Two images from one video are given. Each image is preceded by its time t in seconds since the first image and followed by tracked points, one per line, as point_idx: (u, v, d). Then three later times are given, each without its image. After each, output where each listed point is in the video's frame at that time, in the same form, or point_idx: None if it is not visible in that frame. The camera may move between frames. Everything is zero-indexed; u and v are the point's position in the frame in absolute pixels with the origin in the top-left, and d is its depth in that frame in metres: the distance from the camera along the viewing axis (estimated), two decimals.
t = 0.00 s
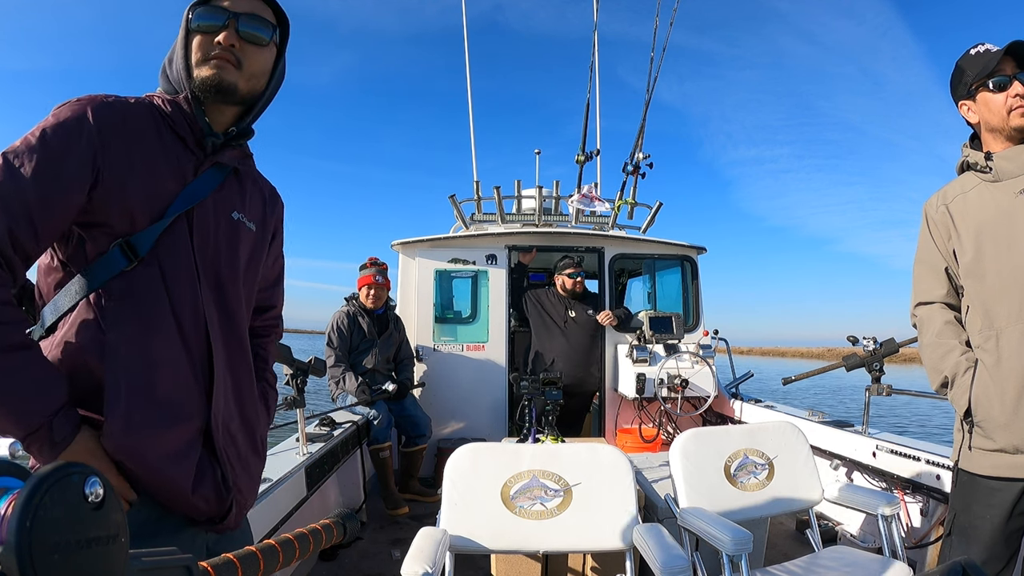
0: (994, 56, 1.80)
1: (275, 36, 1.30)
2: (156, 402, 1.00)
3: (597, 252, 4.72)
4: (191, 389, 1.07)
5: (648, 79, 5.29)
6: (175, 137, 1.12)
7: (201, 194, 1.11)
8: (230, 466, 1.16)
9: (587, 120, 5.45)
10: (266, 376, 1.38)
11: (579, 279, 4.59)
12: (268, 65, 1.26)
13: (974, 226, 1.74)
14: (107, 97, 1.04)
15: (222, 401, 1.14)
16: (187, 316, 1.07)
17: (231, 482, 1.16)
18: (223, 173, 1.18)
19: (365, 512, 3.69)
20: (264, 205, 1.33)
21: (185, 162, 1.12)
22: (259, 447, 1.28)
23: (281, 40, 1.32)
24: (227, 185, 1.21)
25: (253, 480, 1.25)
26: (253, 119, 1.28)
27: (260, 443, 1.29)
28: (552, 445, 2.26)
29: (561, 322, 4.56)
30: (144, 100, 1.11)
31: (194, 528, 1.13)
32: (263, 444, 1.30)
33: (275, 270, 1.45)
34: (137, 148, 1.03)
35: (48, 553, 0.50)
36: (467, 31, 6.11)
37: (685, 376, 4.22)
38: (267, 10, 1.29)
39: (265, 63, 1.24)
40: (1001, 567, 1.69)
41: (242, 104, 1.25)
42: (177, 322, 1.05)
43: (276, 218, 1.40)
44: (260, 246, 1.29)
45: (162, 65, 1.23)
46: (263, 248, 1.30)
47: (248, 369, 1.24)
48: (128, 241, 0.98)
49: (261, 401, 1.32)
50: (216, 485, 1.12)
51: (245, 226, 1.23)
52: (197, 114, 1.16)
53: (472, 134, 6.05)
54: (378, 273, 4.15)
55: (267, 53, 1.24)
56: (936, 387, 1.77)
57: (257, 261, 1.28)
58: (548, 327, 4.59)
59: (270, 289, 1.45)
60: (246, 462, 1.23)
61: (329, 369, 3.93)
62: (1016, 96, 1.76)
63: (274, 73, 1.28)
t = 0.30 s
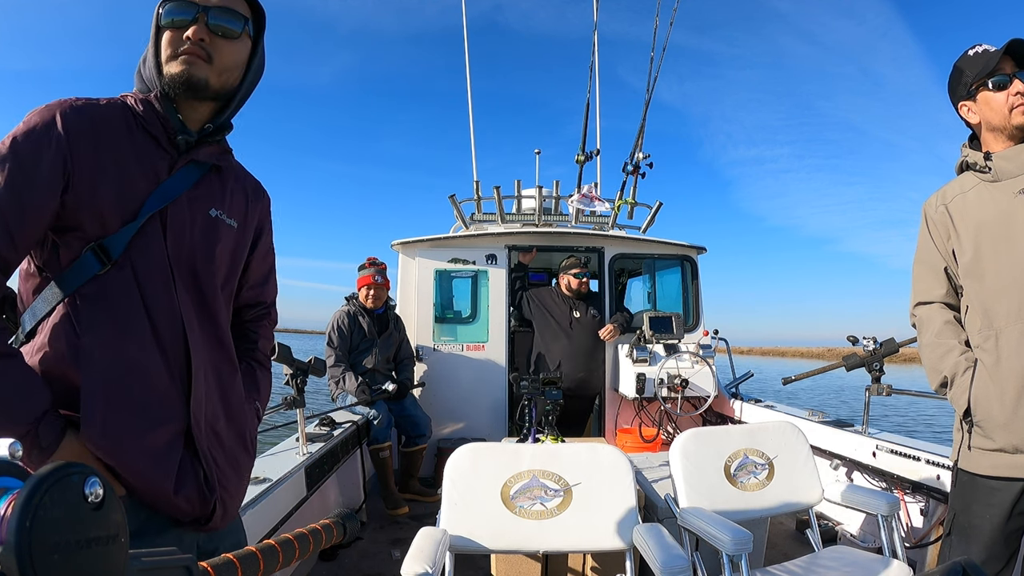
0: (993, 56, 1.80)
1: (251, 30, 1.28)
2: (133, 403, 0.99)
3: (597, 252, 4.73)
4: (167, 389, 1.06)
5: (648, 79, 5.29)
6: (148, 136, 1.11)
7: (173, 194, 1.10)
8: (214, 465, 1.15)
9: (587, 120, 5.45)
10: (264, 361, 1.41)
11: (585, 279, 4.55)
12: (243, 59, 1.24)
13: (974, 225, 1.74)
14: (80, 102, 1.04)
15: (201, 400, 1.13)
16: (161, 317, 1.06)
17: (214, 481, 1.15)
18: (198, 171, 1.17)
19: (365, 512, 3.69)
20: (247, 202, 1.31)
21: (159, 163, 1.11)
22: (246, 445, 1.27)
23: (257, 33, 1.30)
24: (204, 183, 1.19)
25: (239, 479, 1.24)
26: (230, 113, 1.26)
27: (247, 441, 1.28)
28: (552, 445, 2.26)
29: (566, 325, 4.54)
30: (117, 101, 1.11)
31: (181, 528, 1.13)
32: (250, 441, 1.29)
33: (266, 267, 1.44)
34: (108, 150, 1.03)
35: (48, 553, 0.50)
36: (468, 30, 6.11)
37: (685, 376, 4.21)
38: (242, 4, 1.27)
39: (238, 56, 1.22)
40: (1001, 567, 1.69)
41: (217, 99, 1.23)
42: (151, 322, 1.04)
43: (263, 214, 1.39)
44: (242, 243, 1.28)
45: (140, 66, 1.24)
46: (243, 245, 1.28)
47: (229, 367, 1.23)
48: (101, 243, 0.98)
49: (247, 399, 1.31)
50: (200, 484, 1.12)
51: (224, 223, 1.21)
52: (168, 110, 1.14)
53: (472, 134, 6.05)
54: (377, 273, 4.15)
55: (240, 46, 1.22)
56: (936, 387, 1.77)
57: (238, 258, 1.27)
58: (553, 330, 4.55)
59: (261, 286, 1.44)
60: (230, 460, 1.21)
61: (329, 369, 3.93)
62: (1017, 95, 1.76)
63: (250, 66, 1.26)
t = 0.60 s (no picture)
0: (991, 56, 1.80)
1: (228, 13, 1.16)
2: (99, 410, 0.92)
3: (598, 252, 4.72)
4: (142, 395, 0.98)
5: (647, 79, 5.30)
6: (120, 132, 1.02)
7: (144, 190, 1.00)
8: (199, 476, 1.04)
9: (587, 120, 5.45)
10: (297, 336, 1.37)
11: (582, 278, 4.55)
12: (217, 46, 1.12)
13: (973, 225, 1.74)
14: (48, 106, 0.98)
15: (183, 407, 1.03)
16: (134, 318, 0.97)
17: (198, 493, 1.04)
18: (176, 165, 1.06)
19: (365, 512, 3.69)
20: (238, 193, 1.17)
21: (131, 157, 1.01)
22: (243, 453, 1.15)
23: (235, 15, 1.18)
24: (185, 176, 1.08)
25: (233, 490, 1.12)
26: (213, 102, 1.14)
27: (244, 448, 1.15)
28: (553, 445, 2.26)
29: (565, 325, 4.54)
30: (87, 103, 1.03)
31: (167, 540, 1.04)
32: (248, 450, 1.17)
33: (276, 258, 1.33)
34: (74, 154, 0.95)
35: (48, 553, 0.50)
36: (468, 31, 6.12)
37: (685, 376, 4.21)
38: None
39: (211, 42, 1.10)
40: (1001, 567, 1.69)
41: (195, 87, 1.11)
42: (123, 324, 0.96)
43: (260, 204, 1.25)
44: (234, 236, 1.15)
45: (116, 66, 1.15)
46: (234, 239, 1.15)
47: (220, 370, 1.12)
48: (75, 246, 0.92)
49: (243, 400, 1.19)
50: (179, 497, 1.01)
51: (207, 218, 1.08)
52: (140, 104, 1.05)
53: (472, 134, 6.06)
54: (378, 273, 4.15)
55: (213, 31, 1.10)
56: (936, 387, 1.77)
57: (229, 252, 1.14)
58: (552, 330, 4.55)
59: (275, 276, 1.34)
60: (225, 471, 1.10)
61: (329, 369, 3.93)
62: (1017, 94, 1.76)
63: (227, 52, 1.14)
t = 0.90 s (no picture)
0: (992, 56, 1.80)
1: None
2: (48, 423, 0.83)
3: (598, 252, 4.72)
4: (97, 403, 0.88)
5: (648, 79, 5.30)
6: (68, 119, 0.93)
7: (100, 174, 0.91)
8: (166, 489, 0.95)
9: (587, 120, 5.45)
10: (300, 323, 1.26)
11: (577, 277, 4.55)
12: (166, 8, 0.97)
13: (974, 225, 1.74)
14: None
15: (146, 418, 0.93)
16: (90, 317, 0.88)
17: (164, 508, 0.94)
18: (135, 146, 0.97)
19: (365, 512, 3.69)
20: (209, 174, 1.08)
21: (82, 142, 0.92)
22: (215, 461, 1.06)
23: None
24: (147, 157, 0.99)
25: (207, 502, 1.03)
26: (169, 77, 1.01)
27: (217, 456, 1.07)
28: (553, 445, 2.26)
29: (564, 325, 4.54)
30: (37, 96, 0.94)
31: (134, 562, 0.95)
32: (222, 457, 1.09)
33: (262, 244, 1.22)
34: (24, 141, 0.87)
35: (48, 553, 0.50)
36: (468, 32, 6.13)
37: (685, 376, 4.21)
38: None
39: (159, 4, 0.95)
40: (1001, 567, 1.69)
41: (146, 59, 0.97)
42: (78, 325, 0.87)
43: (237, 185, 1.15)
44: (207, 222, 1.06)
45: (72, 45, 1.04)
46: (206, 225, 1.05)
47: (191, 372, 1.02)
48: (28, 245, 0.83)
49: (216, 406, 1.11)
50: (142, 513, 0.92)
51: (172, 201, 1.00)
52: (83, 83, 0.93)
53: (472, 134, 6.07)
54: (378, 273, 4.15)
55: None
56: (936, 387, 1.77)
57: (201, 240, 1.05)
58: (552, 330, 4.55)
59: (261, 264, 1.23)
60: (192, 488, 1.00)
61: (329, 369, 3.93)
62: (1017, 94, 1.76)
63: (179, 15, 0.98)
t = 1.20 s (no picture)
0: (992, 56, 1.81)
1: None
2: None
3: (598, 252, 4.72)
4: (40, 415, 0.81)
5: (648, 79, 5.30)
6: None
7: (36, 161, 0.84)
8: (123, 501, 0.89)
9: (587, 120, 5.46)
10: (247, 340, 1.08)
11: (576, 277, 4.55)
12: None
13: (974, 225, 1.74)
14: None
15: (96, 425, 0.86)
16: (27, 321, 0.81)
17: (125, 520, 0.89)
18: (75, 126, 0.89)
19: (365, 512, 3.70)
20: (159, 149, 0.98)
21: (14, 127, 0.85)
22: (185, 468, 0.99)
23: None
24: (90, 136, 0.90)
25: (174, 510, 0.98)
26: (108, 45, 0.92)
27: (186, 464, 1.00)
28: (553, 445, 2.26)
29: (564, 325, 4.54)
30: None
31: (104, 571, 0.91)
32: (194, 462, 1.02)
33: (214, 234, 1.07)
34: None
35: (48, 553, 0.50)
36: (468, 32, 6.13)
37: (685, 376, 4.21)
38: None
39: None
40: (1001, 567, 1.69)
41: (81, 27, 0.90)
42: (14, 329, 0.81)
43: (190, 160, 1.04)
44: (162, 202, 0.96)
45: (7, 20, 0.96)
46: (159, 207, 0.96)
47: (144, 373, 0.94)
48: None
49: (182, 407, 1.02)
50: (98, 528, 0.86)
51: (117, 182, 0.91)
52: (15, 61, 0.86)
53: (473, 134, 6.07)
54: (378, 273, 4.15)
55: None
56: (936, 387, 1.77)
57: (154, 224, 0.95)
58: (552, 330, 4.55)
59: (210, 257, 1.07)
60: (153, 497, 0.94)
61: (329, 369, 3.92)
62: (1018, 94, 1.76)
63: None
